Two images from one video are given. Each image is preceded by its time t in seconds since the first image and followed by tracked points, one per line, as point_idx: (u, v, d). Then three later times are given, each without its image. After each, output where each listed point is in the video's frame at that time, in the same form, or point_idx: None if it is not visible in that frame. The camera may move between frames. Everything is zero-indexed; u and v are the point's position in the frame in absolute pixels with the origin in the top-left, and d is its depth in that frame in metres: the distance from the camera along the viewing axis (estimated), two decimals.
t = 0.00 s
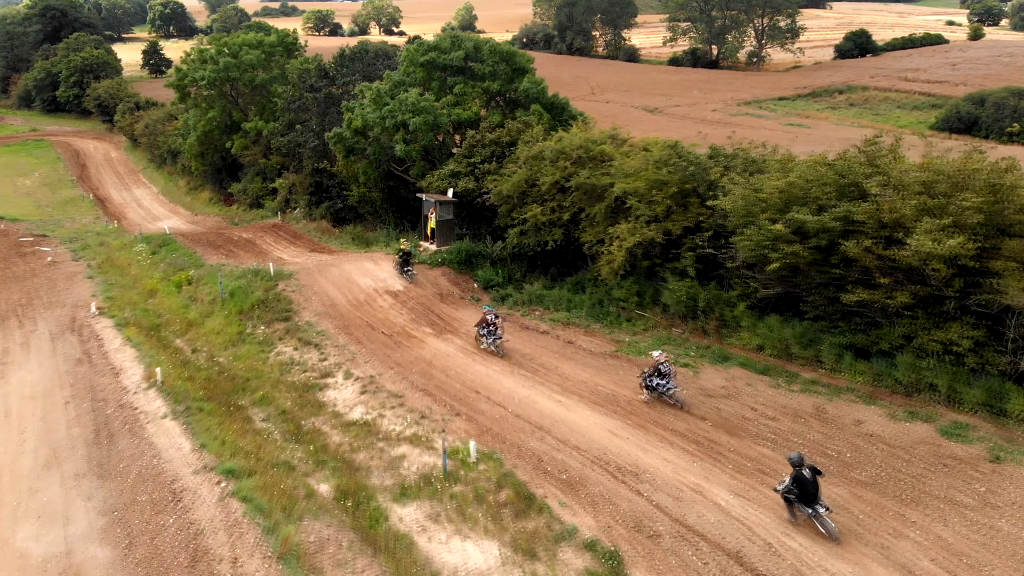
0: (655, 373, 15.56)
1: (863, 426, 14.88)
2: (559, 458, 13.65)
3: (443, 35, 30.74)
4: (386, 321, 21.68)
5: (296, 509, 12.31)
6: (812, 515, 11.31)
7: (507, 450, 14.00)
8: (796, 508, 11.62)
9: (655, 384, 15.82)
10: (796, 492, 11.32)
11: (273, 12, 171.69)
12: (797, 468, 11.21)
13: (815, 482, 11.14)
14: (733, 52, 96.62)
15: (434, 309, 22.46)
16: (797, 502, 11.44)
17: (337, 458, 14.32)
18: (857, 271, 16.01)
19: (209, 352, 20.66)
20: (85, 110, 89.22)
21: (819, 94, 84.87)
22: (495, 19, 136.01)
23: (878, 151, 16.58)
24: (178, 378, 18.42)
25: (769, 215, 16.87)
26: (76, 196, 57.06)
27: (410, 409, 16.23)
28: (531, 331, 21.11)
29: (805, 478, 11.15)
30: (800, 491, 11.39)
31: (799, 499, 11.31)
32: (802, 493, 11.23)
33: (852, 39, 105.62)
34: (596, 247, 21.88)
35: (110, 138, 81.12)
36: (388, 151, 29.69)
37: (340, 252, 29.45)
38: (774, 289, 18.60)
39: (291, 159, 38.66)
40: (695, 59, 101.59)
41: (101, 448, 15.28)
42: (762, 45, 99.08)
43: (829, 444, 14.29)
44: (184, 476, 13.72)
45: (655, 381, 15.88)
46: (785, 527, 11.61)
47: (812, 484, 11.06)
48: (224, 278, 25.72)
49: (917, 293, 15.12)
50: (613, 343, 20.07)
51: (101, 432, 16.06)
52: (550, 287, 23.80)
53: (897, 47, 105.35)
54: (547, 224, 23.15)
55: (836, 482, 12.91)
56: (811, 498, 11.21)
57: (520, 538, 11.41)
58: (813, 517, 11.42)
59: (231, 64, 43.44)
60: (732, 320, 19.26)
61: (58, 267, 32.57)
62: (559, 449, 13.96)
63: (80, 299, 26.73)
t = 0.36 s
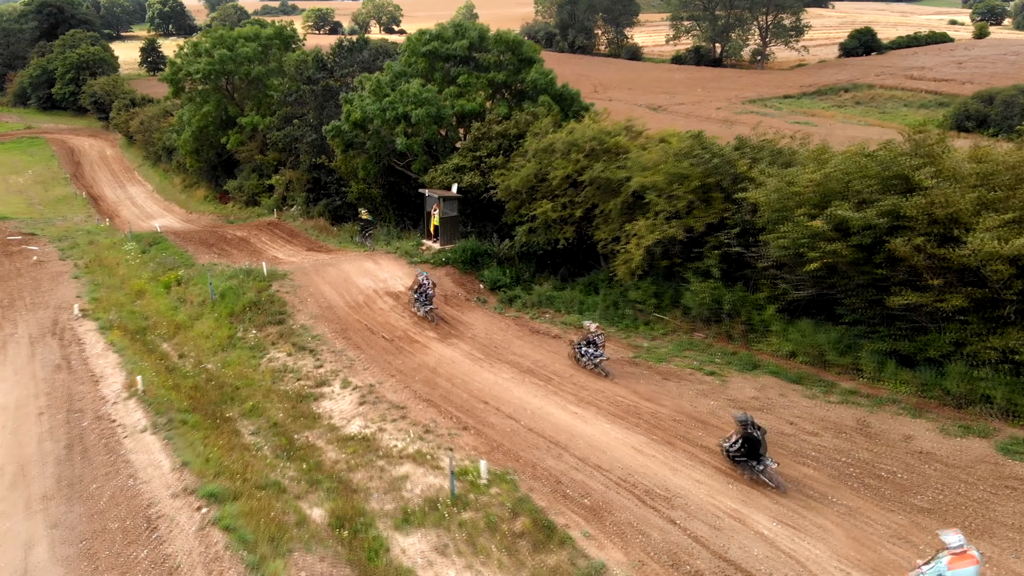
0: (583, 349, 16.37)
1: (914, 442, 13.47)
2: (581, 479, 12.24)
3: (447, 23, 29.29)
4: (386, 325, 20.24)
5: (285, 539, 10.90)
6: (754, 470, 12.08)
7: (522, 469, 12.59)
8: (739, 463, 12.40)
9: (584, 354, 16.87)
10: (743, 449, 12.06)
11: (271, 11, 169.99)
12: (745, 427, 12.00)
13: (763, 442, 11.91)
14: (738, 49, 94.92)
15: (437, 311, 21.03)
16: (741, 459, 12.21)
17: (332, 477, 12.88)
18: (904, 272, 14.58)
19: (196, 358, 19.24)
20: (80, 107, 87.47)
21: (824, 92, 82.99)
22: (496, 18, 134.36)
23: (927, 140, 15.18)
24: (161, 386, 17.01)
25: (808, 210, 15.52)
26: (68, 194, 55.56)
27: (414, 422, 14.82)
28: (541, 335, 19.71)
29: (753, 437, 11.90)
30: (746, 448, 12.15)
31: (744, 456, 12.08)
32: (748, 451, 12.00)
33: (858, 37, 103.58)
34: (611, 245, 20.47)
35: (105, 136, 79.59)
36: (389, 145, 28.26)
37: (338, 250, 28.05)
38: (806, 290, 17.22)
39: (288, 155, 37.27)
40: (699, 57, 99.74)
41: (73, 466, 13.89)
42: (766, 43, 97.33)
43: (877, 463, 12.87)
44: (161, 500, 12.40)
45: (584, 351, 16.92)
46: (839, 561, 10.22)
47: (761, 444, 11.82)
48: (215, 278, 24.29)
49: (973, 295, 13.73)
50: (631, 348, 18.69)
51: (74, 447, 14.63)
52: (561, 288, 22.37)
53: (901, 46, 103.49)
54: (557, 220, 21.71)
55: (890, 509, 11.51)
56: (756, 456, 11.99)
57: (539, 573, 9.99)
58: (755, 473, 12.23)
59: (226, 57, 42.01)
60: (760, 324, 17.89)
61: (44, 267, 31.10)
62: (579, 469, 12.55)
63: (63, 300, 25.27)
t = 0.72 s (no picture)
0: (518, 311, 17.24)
1: (980, 454, 12.07)
2: (613, 499, 10.87)
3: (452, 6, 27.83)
4: (390, 324, 18.83)
5: (277, 569, 9.61)
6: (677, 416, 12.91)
7: (545, 487, 11.20)
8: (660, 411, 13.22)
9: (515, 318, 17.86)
10: (667, 396, 12.81)
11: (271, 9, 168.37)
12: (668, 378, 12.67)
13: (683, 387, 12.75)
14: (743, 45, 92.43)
15: (445, 310, 19.65)
16: (665, 406, 12.99)
17: (332, 494, 11.50)
18: (964, 266, 13.20)
19: (185, 359, 17.86)
20: (76, 103, 85.72)
21: (830, 90, 80.01)
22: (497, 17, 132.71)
23: (988, 119, 13.84)
24: (146, 391, 15.63)
25: (858, 198, 14.23)
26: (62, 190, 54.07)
27: (423, 431, 13.41)
28: (557, 335, 18.31)
29: (677, 385, 12.65)
30: (669, 396, 12.96)
31: (670, 402, 12.86)
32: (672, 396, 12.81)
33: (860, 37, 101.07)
34: (632, 239, 19.07)
35: (102, 133, 78.05)
36: (392, 135, 26.86)
37: (339, 246, 26.66)
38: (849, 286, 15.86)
39: (286, 147, 35.88)
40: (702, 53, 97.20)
41: (43, 481, 12.52)
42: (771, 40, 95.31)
43: (943, 479, 11.46)
44: (139, 522, 11.10)
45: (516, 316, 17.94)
46: None
47: (683, 390, 12.59)
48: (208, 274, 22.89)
49: None
50: (656, 348, 17.31)
51: (46, 459, 13.25)
52: (576, 284, 20.93)
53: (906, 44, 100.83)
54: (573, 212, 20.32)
55: (967, 533, 10.11)
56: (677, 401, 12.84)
57: None
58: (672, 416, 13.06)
59: (223, 48, 40.60)
60: (797, 323, 16.55)
61: (30, 263, 29.69)
62: (610, 486, 11.17)
63: (48, 298, 23.88)
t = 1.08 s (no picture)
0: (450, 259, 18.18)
1: None
2: (661, 518, 9.56)
3: None
4: (399, 321, 17.50)
5: None
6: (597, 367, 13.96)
7: (583, 503, 9.90)
8: (583, 362, 14.40)
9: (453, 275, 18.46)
10: (589, 346, 13.87)
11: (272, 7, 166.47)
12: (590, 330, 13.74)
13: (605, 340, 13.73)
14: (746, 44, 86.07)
15: (458, 307, 18.32)
16: (588, 356, 14.08)
17: (339, 510, 10.17)
18: None
19: (178, 359, 16.53)
20: (74, 99, 83.75)
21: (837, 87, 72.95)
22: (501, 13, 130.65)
23: None
24: (134, 393, 14.29)
25: (921, 180, 12.90)
26: (56, 185, 52.55)
27: (440, 438, 12.05)
28: (580, 332, 16.96)
29: (596, 336, 13.71)
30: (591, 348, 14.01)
31: (591, 354, 13.93)
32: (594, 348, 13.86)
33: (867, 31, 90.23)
34: (660, 230, 17.73)
35: (99, 128, 76.32)
36: (399, 122, 25.51)
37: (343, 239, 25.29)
38: (903, 279, 14.57)
39: (287, 138, 34.52)
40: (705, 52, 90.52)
41: (15, 496, 11.19)
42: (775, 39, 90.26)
43: None
44: (120, 545, 9.83)
45: (451, 269, 18.59)
46: None
47: (602, 340, 13.64)
48: (204, 268, 21.52)
49: None
50: (688, 346, 16.00)
51: (21, 471, 11.91)
52: (597, 279, 19.63)
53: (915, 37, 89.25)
54: (595, 201, 19.01)
55: None
56: (598, 353, 13.87)
57: None
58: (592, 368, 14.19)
59: (223, 38, 39.19)
60: (844, 319, 15.28)
61: (19, 258, 28.29)
62: (657, 503, 9.86)
63: (36, 293, 22.51)
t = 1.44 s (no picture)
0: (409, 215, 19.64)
1: None
2: (728, 553, 8.34)
3: None
4: (413, 324, 16.25)
5: None
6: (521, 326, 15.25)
7: (637, 536, 8.69)
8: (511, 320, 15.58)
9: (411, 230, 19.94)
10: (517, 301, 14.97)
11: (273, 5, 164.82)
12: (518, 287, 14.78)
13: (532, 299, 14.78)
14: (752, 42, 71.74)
15: (475, 308, 17.06)
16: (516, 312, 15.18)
17: (357, 540, 8.94)
18: None
19: (176, 365, 15.29)
20: (72, 97, 82.19)
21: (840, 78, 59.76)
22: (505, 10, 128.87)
23: None
24: (128, 403, 13.05)
25: (999, 169, 11.71)
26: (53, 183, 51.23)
27: (467, 456, 10.81)
28: (609, 335, 15.68)
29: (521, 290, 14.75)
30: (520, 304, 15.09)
31: (519, 312, 15.06)
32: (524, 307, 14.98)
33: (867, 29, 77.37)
34: (695, 226, 16.50)
35: (98, 126, 74.87)
36: (409, 113, 24.27)
37: (350, 237, 24.02)
38: (968, 280, 13.35)
39: (290, 133, 33.25)
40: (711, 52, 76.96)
41: None
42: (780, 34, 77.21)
43: None
44: None
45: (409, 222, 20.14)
46: None
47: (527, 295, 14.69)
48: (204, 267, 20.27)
49: None
50: (729, 352, 14.75)
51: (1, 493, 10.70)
52: (623, 278, 18.38)
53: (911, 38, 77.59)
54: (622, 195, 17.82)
55: None
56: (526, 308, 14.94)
57: None
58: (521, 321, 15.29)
59: (223, 30, 37.92)
60: (900, 323, 14.06)
61: (10, 256, 27.05)
62: (722, 534, 8.65)
63: (26, 294, 21.29)
